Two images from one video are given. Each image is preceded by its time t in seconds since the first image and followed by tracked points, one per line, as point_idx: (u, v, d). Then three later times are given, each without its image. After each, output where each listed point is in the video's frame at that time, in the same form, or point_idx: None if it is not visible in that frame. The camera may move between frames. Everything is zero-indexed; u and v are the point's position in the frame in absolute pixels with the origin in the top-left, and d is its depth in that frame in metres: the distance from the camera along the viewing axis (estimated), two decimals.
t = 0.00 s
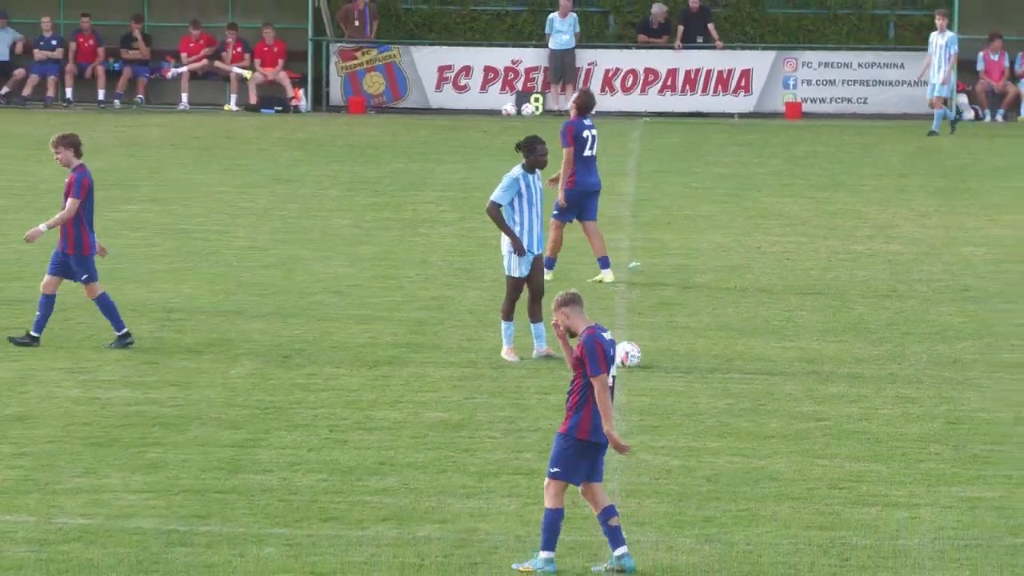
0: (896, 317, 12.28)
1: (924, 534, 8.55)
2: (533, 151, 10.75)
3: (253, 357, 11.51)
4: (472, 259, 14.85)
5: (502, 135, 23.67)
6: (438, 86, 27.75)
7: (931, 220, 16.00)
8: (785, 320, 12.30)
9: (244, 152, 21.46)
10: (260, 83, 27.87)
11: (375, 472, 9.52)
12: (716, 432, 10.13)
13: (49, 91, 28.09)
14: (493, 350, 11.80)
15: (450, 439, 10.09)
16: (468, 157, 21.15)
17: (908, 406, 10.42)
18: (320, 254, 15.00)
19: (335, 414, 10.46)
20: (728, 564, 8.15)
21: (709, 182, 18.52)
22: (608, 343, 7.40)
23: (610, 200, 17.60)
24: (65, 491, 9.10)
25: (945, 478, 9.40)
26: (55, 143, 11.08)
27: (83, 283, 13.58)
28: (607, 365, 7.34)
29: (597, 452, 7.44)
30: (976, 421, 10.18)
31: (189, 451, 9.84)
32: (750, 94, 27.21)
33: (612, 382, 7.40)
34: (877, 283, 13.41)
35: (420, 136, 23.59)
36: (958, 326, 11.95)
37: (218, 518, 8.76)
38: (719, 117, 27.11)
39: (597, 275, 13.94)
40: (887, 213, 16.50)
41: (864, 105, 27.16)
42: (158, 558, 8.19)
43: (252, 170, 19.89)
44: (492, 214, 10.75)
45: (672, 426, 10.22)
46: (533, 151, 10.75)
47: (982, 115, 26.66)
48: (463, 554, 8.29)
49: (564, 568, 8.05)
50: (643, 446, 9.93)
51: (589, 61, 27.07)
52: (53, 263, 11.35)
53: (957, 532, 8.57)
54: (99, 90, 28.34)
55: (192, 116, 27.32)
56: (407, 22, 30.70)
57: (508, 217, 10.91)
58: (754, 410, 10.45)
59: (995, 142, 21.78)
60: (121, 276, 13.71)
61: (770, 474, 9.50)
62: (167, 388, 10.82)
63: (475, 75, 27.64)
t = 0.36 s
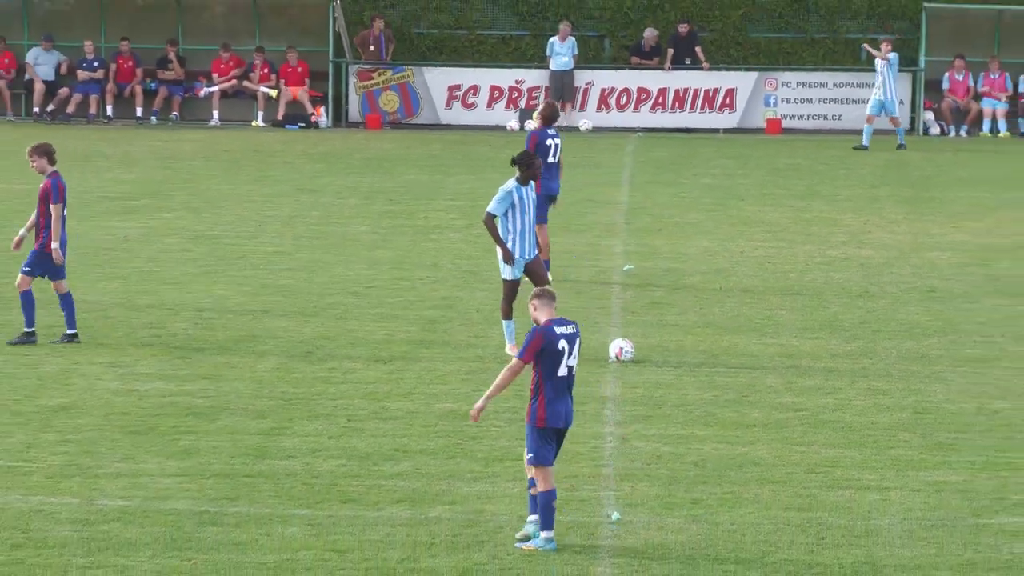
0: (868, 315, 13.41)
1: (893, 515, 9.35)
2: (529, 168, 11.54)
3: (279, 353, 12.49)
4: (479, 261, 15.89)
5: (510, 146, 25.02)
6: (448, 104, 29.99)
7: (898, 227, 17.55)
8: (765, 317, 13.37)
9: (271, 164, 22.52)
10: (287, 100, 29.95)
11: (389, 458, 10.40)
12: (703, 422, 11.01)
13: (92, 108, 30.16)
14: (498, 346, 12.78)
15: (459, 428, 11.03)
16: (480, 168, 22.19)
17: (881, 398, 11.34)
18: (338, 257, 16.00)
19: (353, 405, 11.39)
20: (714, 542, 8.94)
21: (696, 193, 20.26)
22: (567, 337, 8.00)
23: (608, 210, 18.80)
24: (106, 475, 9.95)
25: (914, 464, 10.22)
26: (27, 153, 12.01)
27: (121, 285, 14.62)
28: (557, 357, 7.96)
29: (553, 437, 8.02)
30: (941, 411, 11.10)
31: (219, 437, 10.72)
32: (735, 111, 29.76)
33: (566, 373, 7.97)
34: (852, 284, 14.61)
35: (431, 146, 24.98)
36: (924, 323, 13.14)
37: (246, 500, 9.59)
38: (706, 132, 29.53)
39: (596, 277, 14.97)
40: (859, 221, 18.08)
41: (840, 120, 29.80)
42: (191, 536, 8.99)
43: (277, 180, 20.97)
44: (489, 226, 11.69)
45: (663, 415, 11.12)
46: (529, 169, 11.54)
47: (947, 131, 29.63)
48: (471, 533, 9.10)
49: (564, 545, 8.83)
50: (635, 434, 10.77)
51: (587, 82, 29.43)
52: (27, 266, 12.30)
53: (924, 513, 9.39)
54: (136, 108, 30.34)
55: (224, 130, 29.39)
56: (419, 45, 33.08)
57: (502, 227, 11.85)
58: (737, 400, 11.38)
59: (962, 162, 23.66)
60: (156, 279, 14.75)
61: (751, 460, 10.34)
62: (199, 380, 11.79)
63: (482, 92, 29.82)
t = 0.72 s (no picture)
0: (862, 310, 14.27)
1: (887, 500, 9.56)
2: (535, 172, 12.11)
3: (302, 346, 13.08)
4: (491, 257, 16.57)
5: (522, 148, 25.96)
6: (462, 108, 30.86)
7: (890, 226, 18.67)
8: (763, 311, 14.18)
9: (293, 165, 23.14)
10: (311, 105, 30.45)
11: (406, 445, 10.75)
12: (707, 410, 11.44)
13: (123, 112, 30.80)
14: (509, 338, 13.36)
15: (473, 416, 11.53)
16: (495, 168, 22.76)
17: (876, 388, 11.89)
18: (357, 253, 16.65)
19: (373, 394, 11.90)
20: (715, 525, 9.11)
21: (699, 192, 21.22)
22: (550, 330, 8.38)
23: (615, 209, 19.59)
24: (137, 461, 10.20)
25: (907, 450, 10.57)
26: None
27: (151, 280, 15.24)
28: (538, 348, 8.36)
29: (529, 422, 8.50)
30: (931, 400, 11.63)
31: (245, 425, 11.07)
32: (736, 115, 30.53)
33: (545, 364, 8.37)
34: (844, 280, 15.52)
35: (447, 147, 25.84)
36: (913, 316, 14.06)
37: (270, 485, 9.79)
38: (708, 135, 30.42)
39: (604, 274, 15.64)
40: (855, 220, 19.17)
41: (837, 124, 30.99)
42: (219, 518, 9.15)
43: (298, 179, 21.66)
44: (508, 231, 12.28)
45: (668, 404, 11.58)
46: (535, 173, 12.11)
47: (936, 133, 30.64)
48: (485, 516, 9.31)
49: (569, 528, 9.02)
50: (641, 422, 11.17)
51: (594, 87, 30.36)
52: None
53: (916, 498, 9.60)
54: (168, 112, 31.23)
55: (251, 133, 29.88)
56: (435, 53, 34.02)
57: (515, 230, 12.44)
58: (738, 390, 11.90)
59: (951, 164, 24.99)
60: (186, 274, 15.41)
61: (752, 446, 10.66)
62: (226, 371, 12.35)
63: (495, 98, 30.76)
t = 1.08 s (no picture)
0: (846, 305, 14.28)
1: (871, 495, 9.49)
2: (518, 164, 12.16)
3: (286, 340, 13.06)
4: (477, 253, 16.59)
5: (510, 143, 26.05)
6: (449, 103, 30.88)
7: (874, 221, 18.73)
8: (747, 306, 14.21)
9: (280, 160, 23.14)
10: (297, 99, 30.62)
11: (392, 438, 10.63)
12: (691, 405, 11.40)
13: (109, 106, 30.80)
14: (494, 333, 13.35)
15: (458, 409, 11.43)
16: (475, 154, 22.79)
17: (860, 383, 11.89)
18: (344, 248, 16.64)
19: (358, 389, 11.81)
20: (700, 520, 9.03)
21: (685, 187, 21.28)
22: (516, 321, 8.50)
23: (601, 204, 19.63)
24: (121, 455, 10.13)
25: (891, 446, 10.52)
26: None
27: (137, 274, 15.22)
28: (502, 338, 8.49)
29: (497, 412, 8.60)
30: (914, 395, 11.62)
31: (230, 419, 11.00)
32: (721, 110, 30.70)
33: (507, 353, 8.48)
34: (829, 275, 15.54)
35: (436, 142, 25.89)
36: (897, 310, 14.09)
37: (254, 479, 9.71)
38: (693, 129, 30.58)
39: (590, 269, 15.65)
40: (840, 214, 19.21)
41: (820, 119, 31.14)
42: (202, 513, 9.08)
43: (285, 174, 21.66)
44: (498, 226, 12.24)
45: (652, 399, 11.54)
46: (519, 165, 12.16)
47: (923, 128, 30.88)
48: (469, 510, 9.21)
49: (554, 523, 8.94)
50: (625, 416, 11.13)
51: (580, 82, 30.47)
52: None
53: (900, 493, 9.53)
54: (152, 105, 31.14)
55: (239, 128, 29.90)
56: (422, 46, 34.06)
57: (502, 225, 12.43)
58: (723, 385, 11.88)
59: (939, 159, 25.01)
60: (172, 269, 15.39)
61: (737, 441, 10.59)
62: (210, 365, 12.32)
63: (481, 92, 30.74)
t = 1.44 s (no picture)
0: (842, 304, 14.28)
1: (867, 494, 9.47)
2: (515, 161, 12.15)
3: (282, 339, 13.06)
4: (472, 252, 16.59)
5: (505, 143, 26.07)
6: (444, 102, 30.90)
7: (870, 220, 18.74)
8: (744, 305, 14.22)
9: (275, 158, 23.15)
10: (292, 100, 30.64)
11: (388, 438, 10.61)
12: (687, 404, 11.38)
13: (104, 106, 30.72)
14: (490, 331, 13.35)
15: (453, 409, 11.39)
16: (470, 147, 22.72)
17: (855, 381, 11.90)
18: (340, 247, 16.65)
19: (354, 389, 11.78)
20: (695, 519, 9.02)
21: (680, 186, 21.31)
22: (495, 319, 8.55)
23: (597, 202, 19.64)
24: (117, 454, 10.12)
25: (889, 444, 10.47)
26: None
27: (132, 273, 15.22)
28: (483, 337, 8.56)
29: (486, 410, 8.64)
30: (910, 394, 11.61)
31: (225, 418, 10.98)
32: (717, 109, 30.81)
33: (487, 352, 8.53)
34: (825, 274, 15.55)
35: (431, 141, 25.86)
36: (893, 309, 14.10)
37: (250, 478, 9.69)
38: (688, 130, 30.69)
39: (586, 268, 15.65)
40: (836, 214, 19.21)
41: (815, 118, 31.17)
42: (198, 512, 9.08)
43: (281, 172, 21.67)
44: (494, 223, 12.19)
45: (648, 397, 11.53)
46: (515, 162, 12.15)
47: (919, 129, 30.87)
48: (464, 510, 9.19)
49: (550, 522, 8.94)
50: (621, 415, 11.12)
51: (575, 81, 30.43)
52: None
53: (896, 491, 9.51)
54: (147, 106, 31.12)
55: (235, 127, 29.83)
56: (418, 45, 34.09)
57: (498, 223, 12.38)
58: (719, 383, 11.88)
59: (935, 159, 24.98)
60: (167, 268, 15.39)
61: (733, 440, 10.56)
62: (205, 364, 12.32)
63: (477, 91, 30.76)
